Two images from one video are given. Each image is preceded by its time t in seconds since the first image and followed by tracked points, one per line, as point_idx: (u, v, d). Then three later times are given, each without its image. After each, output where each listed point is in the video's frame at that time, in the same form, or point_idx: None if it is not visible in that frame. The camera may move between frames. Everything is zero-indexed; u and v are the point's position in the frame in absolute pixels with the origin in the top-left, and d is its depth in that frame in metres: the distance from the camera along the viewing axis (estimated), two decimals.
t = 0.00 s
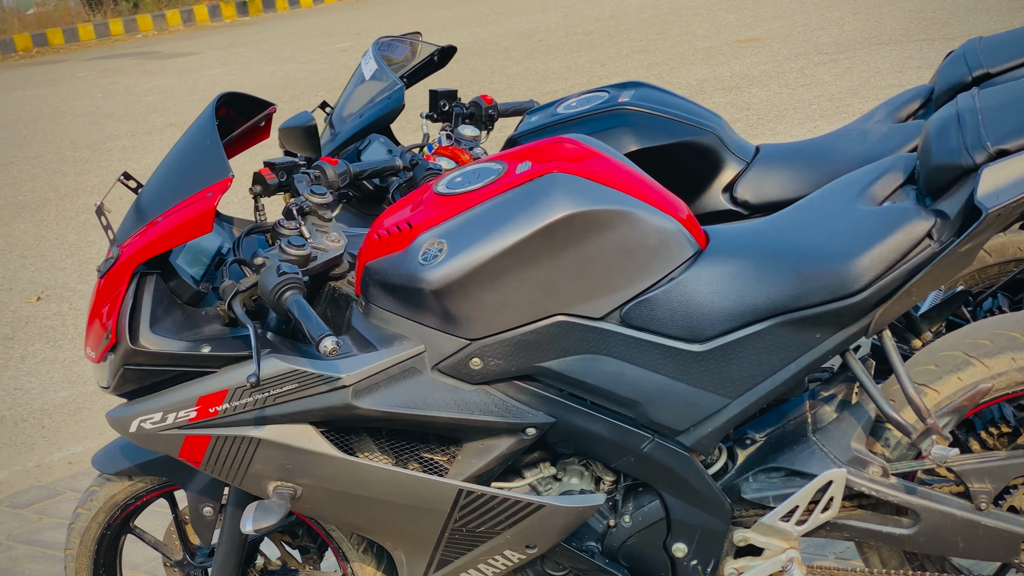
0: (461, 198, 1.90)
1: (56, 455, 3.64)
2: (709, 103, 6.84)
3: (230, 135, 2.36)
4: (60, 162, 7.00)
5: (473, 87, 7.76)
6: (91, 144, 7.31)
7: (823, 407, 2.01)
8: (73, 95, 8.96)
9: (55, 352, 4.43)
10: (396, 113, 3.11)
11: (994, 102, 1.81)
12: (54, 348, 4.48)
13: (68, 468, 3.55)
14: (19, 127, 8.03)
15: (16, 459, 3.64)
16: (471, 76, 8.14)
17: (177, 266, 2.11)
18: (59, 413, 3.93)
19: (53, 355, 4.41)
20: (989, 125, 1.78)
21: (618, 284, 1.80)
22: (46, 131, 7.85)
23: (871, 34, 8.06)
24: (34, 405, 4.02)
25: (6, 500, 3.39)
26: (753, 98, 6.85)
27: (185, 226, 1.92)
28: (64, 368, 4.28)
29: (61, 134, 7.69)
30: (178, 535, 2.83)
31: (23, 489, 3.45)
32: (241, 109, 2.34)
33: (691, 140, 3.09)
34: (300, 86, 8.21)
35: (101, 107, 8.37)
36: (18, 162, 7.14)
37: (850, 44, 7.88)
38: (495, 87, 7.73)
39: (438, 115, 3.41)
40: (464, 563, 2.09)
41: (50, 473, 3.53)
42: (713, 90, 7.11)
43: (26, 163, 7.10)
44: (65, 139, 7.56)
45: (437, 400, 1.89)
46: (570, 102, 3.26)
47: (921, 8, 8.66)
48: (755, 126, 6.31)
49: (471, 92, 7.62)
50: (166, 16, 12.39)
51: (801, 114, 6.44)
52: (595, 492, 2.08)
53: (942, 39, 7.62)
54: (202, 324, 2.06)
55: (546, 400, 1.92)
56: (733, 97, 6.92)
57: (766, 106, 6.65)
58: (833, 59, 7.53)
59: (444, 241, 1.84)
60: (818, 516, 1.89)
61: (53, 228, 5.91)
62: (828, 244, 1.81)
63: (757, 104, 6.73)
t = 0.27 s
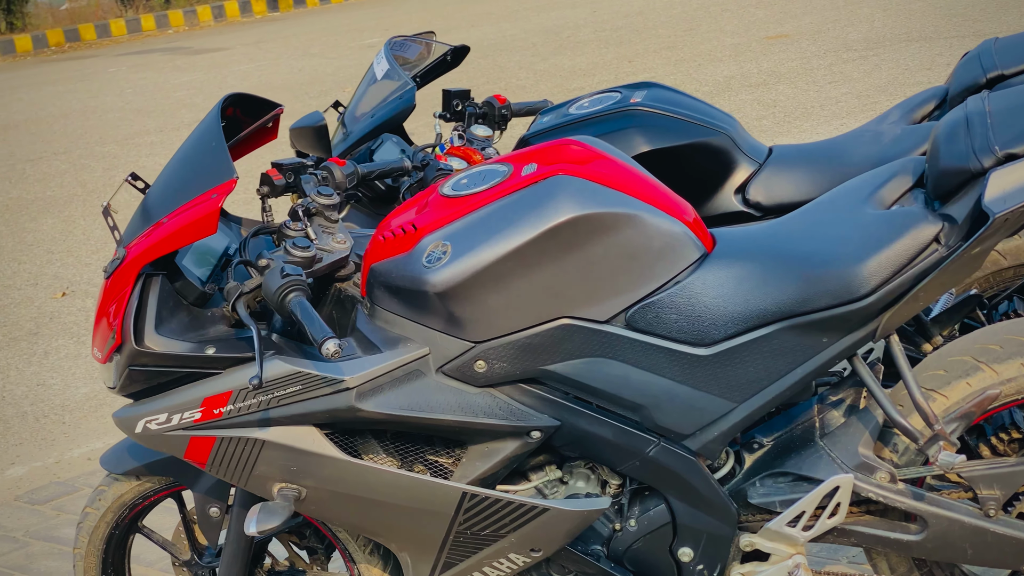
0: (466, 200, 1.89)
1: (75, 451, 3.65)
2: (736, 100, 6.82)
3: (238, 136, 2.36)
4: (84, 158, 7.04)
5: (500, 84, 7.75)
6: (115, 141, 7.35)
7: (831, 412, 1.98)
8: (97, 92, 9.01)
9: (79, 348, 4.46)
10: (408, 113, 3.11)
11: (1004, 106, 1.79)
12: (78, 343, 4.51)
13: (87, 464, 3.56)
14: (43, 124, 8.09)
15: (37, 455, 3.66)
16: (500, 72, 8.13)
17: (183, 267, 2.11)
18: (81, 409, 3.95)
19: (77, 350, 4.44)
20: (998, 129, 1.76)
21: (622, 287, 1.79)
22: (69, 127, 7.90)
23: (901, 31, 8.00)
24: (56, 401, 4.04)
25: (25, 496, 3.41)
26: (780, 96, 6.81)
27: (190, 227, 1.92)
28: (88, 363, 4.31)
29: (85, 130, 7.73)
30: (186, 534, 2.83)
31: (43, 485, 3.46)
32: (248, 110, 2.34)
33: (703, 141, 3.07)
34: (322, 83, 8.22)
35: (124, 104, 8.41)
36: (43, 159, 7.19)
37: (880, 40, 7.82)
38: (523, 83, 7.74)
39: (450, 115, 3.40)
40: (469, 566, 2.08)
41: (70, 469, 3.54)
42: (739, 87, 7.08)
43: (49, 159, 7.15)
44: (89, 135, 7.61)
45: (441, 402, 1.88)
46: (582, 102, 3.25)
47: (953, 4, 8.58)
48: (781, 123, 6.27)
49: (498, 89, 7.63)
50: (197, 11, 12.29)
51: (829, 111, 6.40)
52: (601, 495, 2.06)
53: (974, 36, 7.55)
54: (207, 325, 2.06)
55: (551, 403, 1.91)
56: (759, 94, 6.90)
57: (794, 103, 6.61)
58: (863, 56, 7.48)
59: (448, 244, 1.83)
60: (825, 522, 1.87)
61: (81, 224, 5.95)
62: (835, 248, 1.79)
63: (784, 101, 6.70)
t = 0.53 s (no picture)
0: (468, 199, 1.88)
1: (95, 444, 3.68)
2: (765, 96, 6.79)
3: (242, 133, 2.36)
4: (108, 152, 7.08)
5: (530, 79, 7.75)
6: (138, 135, 7.38)
7: (835, 414, 1.96)
8: (121, 87, 9.06)
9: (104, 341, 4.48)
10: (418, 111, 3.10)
11: (1009, 107, 1.77)
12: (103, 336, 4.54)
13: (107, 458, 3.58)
14: (67, 118, 8.14)
15: (58, 448, 3.69)
16: (531, 66, 8.12)
17: (186, 265, 2.11)
18: (104, 402, 3.98)
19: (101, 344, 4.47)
20: (1002, 130, 1.73)
21: (624, 287, 1.77)
22: (93, 121, 7.94)
23: (934, 26, 7.93)
24: (79, 394, 4.06)
25: (43, 489, 3.43)
26: (810, 91, 6.77)
27: (191, 225, 1.92)
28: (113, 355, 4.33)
29: (108, 124, 7.77)
30: (192, 531, 2.84)
31: (61, 478, 3.48)
32: (253, 108, 2.34)
33: (713, 140, 3.05)
34: (344, 78, 8.23)
35: (147, 99, 8.45)
36: (70, 153, 7.22)
37: (912, 36, 7.76)
38: (551, 77, 7.75)
39: (463, 112, 3.41)
40: (470, 566, 2.07)
41: (91, 462, 3.57)
42: (769, 83, 7.05)
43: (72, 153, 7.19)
44: (113, 128, 7.64)
45: (442, 401, 1.87)
46: (592, 101, 3.23)
47: None
48: (809, 119, 6.24)
49: (527, 84, 7.63)
50: (232, 5, 12.34)
51: (858, 107, 6.35)
52: (603, 496, 2.05)
53: (1008, 31, 7.48)
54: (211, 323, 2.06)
55: (553, 403, 1.90)
56: (788, 90, 6.87)
57: (823, 99, 6.58)
58: (894, 52, 7.42)
59: (449, 243, 1.82)
60: (828, 525, 1.86)
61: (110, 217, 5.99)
62: (839, 249, 1.77)
63: (813, 96, 6.66)
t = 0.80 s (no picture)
0: (465, 197, 1.88)
1: (108, 439, 3.68)
2: (790, 91, 6.77)
3: (243, 130, 2.35)
4: (126, 145, 7.11)
5: (556, 73, 7.75)
6: (156, 129, 7.40)
7: (834, 415, 1.94)
8: (140, 80, 9.08)
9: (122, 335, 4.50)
10: (423, 108, 3.09)
11: (1010, 106, 1.75)
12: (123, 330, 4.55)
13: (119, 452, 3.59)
14: (87, 111, 8.17)
15: (73, 442, 3.70)
16: (557, 62, 8.11)
17: (186, 263, 2.12)
18: (118, 396, 3.98)
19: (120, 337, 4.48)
20: (1002, 130, 1.71)
21: (620, 287, 1.77)
22: (111, 114, 7.97)
23: (962, 22, 7.89)
24: (95, 388, 4.07)
25: (57, 483, 3.44)
26: (834, 87, 6.75)
27: (189, 223, 1.92)
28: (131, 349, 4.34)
29: (126, 118, 7.79)
30: (194, 528, 2.84)
31: (75, 472, 3.49)
32: (252, 105, 2.34)
33: (719, 138, 3.03)
34: (362, 73, 8.24)
35: (164, 93, 8.47)
36: (90, 146, 7.24)
37: (940, 31, 7.72)
38: (576, 73, 7.76)
39: (470, 110, 3.39)
40: (467, 565, 2.07)
41: (104, 456, 3.58)
42: (794, 78, 7.02)
43: (91, 147, 7.22)
44: (131, 122, 7.66)
45: (438, 400, 1.87)
46: (598, 98, 3.22)
47: None
48: (833, 115, 6.21)
49: (552, 79, 7.65)
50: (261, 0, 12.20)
51: (882, 103, 6.32)
52: (602, 496, 2.05)
53: None
54: (209, 320, 2.06)
55: (550, 403, 1.89)
56: (814, 85, 6.84)
57: (847, 94, 6.55)
58: (921, 47, 7.39)
59: (445, 242, 1.81)
60: (826, 526, 1.84)
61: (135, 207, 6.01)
62: (838, 249, 1.76)
63: (838, 92, 6.63)
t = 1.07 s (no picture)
0: (462, 195, 1.87)
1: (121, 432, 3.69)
2: (815, 86, 6.76)
3: (243, 127, 2.36)
4: (147, 138, 7.10)
5: (580, 68, 7.75)
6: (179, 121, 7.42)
7: (833, 414, 1.94)
8: (160, 73, 9.10)
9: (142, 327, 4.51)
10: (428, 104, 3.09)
11: (1008, 105, 1.73)
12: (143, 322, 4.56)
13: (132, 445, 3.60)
14: (107, 104, 8.20)
15: (89, 434, 3.72)
16: (582, 56, 8.11)
17: (185, 259, 2.11)
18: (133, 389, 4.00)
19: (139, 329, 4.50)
20: (1000, 129, 1.70)
21: (616, 285, 1.76)
22: (129, 107, 8.00)
23: (990, 16, 7.84)
24: (113, 381, 4.09)
25: (70, 475, 3.46)
26: (859, 82, 6.73)
27: (185, 220, 1.92)
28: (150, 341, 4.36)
29: (144, 111, 7.82)
30: (195, 523, 2.84)
31: (89, 465, 3.51)
32: (252, 102, 2.34)
33: (724, 135, 3.01)
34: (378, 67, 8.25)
35: (182, 86, 8.50)
36: (108, 139, 7.28)
37: (967, 26, 7.68)
38: (602, 67, 7.75)
39: (477, 106, 3.38)
40: (464, 563, 2.06)
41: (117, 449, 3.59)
42: (819, 74, 7.01)
43: (109, 139, 7.24)
44: (149, 115, 7.69)
45: (435, 397, 1.87)
46: (604, 95, 3.22)
47: None
48: (856, 111, 6.20)
49: (575, 73, 7.66)
50: None
51: (907, 98, 6.30)
52: (599, 494, 2.05)
53: None
54: (207, 316, 2.07)
55: (547, 401, 1.89)
56: (839, 80, 6.83)
57: (872, 90, 6.53)
58: (948, 42, 7.35)
59: (441, 239, 1.81)
60: (822, 527, 1.83)
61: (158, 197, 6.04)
62: (834, 249, 1.75)
63: (862, 88, 6.61)
